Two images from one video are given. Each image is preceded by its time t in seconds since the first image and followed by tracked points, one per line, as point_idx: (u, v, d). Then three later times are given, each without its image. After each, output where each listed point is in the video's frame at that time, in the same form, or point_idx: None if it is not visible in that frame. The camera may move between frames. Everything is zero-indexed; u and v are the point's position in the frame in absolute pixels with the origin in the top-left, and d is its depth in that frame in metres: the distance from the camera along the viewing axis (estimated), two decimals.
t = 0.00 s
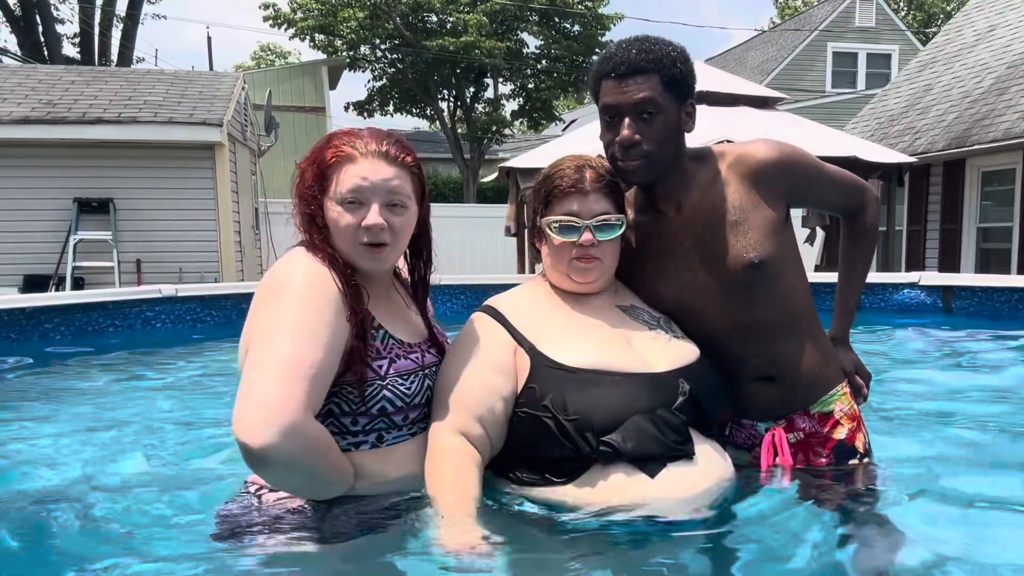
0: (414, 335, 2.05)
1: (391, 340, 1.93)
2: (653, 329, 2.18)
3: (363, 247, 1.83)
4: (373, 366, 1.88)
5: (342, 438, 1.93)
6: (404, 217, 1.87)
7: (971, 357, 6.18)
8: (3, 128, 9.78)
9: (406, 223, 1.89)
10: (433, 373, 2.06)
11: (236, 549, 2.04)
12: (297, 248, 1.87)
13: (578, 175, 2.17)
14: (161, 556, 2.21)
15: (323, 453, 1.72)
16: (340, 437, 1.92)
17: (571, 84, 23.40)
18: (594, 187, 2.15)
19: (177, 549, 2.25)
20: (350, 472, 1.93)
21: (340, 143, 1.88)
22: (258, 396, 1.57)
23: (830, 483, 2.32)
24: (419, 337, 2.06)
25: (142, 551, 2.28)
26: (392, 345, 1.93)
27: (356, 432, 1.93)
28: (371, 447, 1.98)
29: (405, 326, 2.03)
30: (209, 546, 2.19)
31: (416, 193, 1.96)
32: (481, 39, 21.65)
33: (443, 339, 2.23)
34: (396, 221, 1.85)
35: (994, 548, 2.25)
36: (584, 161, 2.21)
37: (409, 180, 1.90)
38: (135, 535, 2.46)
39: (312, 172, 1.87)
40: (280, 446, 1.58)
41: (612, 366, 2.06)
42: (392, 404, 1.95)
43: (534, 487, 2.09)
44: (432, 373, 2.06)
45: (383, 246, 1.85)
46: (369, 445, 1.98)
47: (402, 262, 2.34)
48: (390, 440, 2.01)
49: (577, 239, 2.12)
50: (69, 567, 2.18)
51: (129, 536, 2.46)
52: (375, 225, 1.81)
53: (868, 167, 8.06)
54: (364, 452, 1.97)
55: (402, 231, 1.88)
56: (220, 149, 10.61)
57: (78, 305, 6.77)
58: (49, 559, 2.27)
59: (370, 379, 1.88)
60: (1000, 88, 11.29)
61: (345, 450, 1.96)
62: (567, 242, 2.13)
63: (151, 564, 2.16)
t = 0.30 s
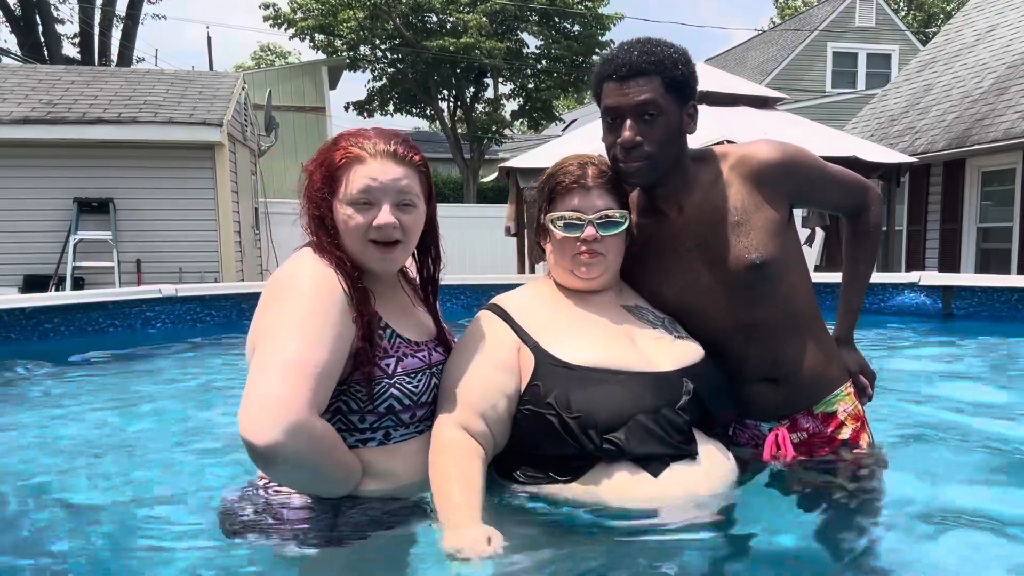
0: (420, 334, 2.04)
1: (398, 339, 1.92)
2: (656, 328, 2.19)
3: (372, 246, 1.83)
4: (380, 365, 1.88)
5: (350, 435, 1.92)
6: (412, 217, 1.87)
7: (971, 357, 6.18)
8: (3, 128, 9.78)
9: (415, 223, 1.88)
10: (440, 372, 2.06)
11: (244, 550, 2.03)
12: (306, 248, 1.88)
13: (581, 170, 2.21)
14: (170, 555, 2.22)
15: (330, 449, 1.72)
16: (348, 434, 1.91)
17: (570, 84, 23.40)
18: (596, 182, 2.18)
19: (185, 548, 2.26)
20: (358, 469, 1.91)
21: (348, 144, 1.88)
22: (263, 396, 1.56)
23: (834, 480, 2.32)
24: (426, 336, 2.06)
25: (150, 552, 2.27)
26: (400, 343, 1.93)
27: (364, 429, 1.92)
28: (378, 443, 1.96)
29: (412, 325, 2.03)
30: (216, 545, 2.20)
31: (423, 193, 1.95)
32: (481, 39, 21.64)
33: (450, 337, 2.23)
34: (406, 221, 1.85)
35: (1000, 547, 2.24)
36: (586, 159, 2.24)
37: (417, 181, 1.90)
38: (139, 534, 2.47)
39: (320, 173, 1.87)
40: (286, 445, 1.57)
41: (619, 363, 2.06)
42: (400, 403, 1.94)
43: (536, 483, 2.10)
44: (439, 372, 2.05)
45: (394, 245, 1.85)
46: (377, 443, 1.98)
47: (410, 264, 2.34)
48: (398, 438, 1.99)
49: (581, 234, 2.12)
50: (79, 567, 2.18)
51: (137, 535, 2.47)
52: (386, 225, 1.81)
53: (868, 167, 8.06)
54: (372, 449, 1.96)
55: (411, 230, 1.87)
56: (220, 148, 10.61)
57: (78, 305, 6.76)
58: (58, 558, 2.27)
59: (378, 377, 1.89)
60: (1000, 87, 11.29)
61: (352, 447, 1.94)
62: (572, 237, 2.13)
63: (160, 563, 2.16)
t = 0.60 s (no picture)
0: (421, 333, 2.05)
1: (401, 340, 1.93)
2: (658, 329, 2.18)
3: (409, 218, 1.95)
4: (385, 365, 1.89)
5: (357, 435, 1.93)
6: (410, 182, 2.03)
7: (971, 357, 6.18)
8: (3, 128, 9.78)
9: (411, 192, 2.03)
10: (443, 370, 2.06)
11: (247, 549, 2.04)
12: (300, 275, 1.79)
13: (584, 170, 2.21)
14: (173, 552, 2.23)
15: (332, 453, 1.72)
16: (355, 435, 1.92)
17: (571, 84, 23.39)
18: (598, 182, 2.18)
19: (174, 549, 2.26)
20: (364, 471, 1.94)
21: (321, 134, 1.88)
22: (265, 402, 1.56)
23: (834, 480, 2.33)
24: (427, 335, 2.07)
25: (154, 550, 2.29)
26: (403, 344, 1.93)
27: (371, 430, 1.93)
28: (386, 443, 1.98)
29: (413, 325, 2.04)
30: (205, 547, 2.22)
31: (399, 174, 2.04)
32: (481, 39, 21.62)
33: (450, 335, 2.24)
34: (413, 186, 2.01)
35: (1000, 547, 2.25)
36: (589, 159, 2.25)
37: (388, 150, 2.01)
38: (143, 533, 2.48)
39: (297, 178, 1.83)
40: (290, 450, 1.58)
41: (621, 363, 2.06)
42: (405, 403, 1.96)
43: (536, 482, 2.10)
44: (442, 369, 2.06)
45: (416, 213, 1.99)
46: (384, 443, 1.98)
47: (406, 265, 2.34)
48: (405, 437, 2.01)
49: (583, 233, 2.12)
50: (86, 565, 2.19)
51: (141, 533, 2.48)
52: (413, 192, 1.95)
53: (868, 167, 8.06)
54: (379, 450, 1.98)
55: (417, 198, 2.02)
56: (220, 148, 10.61)
57: (78, 305, 6.77)
58: (49, 558, 2.28)
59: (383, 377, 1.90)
60: (1000, 87, 11.29)
61: (359, 448, 1.96)
62: (574, 237, 2.13)
63: (166, 560, 2.17)
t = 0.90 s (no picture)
0: (417, 336, 2.05)
1: (399, 343, 1.92)
2: (655, 330, 2.18)
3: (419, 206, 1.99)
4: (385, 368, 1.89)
5: (360, 441, 1.94)
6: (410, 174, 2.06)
7: (972, 357, 6.18)
8: (3, 128, 9.77)
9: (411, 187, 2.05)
10: (442, 371, 2.07)
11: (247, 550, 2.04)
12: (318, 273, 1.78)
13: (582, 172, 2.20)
14: (175, 553, 2.24)
15: (337, 459, 1.72)
16: (358, 440, 1.93)
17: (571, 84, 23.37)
18: (597, 182, 2.18)
19: (165, 550, 2.28)
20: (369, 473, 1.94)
21: (319, 130, 1.86)
22: (269, 413, 1.56)
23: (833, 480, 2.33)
24: (423, 337, 2.07)
25: (156, 551, 2.29)
26: (401, 348, 1.93)
27: (373, 435, 1.94)
28: (387, 448, 1.99)
29: (408, 327, 2.04)
30: (197, 548, 2.24)
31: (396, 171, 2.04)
32: (481, 39, 21.59)
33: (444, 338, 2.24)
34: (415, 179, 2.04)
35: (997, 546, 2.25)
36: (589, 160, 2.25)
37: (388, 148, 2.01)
38: (142, 534, 2.48)
39: (319, 175, 1.80)
40: (295, 461, 1.57)
41: (618, 366, 2.06)
42: (407, 406, 1.96)
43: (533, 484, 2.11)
44: (441, 371, 2.06)
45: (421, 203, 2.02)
46: (385, 447, 1.99)
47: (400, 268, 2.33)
48: (405, 441, 2.02)
49: (580, 234, 2.12)
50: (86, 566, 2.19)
51: (141, 535, 2.48)
52: (419, 182, 1.99)
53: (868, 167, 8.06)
54: (381, 454, 1.99)
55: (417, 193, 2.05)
56: (220, 148, 10.61)
57: (79, 305, 6.77)
58: (47, 559, 2.28)
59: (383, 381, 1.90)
60: (1000, 87, 11.29)
61: (362, 453, 1.96)
62: (570, 239, 2.14)
63: (168, 562, 2.18)
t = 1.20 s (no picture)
0: (411, 337, 2.05)
1: (394, 344, 1.92)
2: (651, 330, 2.18)
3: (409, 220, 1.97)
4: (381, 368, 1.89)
5: (357, 443, 1.93)
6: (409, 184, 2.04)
7: (971, 357, 6.17)
8: (3, 128, 9.77)
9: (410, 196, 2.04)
10: (437, 371, 2.06)
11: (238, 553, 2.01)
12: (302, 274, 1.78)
13: (577, 173, 2.19)
14: (168, 555, 2.23)
15: (338, 459, 1.71)
16: (355, 442, 1.92)
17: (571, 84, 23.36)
18: (593, 183, 2.18)
19: (162, 550, 2.28)
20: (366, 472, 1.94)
21: (316, 133, 1.87)
22: (271, 411, 1.55)
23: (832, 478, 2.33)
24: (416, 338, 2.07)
25: (151, 552, 2.28)
26: (395, 348, 1.92)
27: (372, 436, 1.94)
28: (385, 449, 1.99)
29: (402, 328, 2.03)
30: (156, 563, 2.18)
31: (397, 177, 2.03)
32: (481, 39, 21.57)
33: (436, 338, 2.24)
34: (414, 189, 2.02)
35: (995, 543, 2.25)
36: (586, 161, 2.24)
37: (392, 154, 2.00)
38: (137, 535, 2.47)
39: (308, 180, 1.81)
40: (297, 459, 1.57)
41: (613, 366, 2.06)
42: (404, 407, 1.96)
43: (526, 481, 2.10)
44: (435, 371, 2.06)
45: (415, 215, 2.00)
46: (380, 449, 1.98)
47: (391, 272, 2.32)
48: (402, 442, 2.02)
49: (576, 234, 2.11)
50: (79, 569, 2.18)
51: (134, 535, 2.47)
52: (414, 195, 1.97)
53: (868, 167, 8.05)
54: (379, 456, 1.98)
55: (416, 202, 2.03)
56: (220, 148, 10.61)
57: (79, 305, 6.78)
58: (41, 560, 2.28)
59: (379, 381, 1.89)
60: (1001, 87, 11.28)
61: (359, 455, 1.96)
62: (566, 239, 2.13)
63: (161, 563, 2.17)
